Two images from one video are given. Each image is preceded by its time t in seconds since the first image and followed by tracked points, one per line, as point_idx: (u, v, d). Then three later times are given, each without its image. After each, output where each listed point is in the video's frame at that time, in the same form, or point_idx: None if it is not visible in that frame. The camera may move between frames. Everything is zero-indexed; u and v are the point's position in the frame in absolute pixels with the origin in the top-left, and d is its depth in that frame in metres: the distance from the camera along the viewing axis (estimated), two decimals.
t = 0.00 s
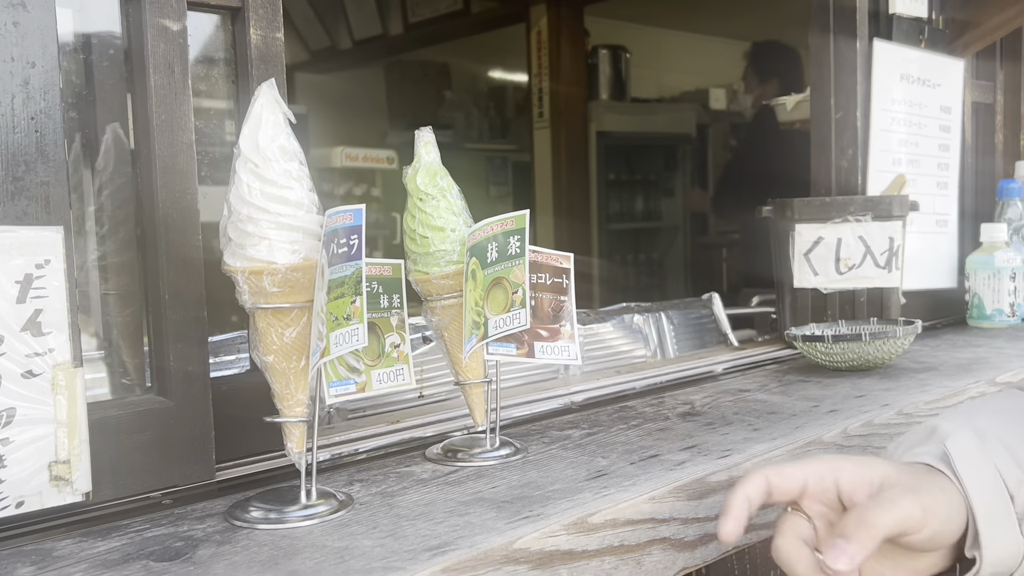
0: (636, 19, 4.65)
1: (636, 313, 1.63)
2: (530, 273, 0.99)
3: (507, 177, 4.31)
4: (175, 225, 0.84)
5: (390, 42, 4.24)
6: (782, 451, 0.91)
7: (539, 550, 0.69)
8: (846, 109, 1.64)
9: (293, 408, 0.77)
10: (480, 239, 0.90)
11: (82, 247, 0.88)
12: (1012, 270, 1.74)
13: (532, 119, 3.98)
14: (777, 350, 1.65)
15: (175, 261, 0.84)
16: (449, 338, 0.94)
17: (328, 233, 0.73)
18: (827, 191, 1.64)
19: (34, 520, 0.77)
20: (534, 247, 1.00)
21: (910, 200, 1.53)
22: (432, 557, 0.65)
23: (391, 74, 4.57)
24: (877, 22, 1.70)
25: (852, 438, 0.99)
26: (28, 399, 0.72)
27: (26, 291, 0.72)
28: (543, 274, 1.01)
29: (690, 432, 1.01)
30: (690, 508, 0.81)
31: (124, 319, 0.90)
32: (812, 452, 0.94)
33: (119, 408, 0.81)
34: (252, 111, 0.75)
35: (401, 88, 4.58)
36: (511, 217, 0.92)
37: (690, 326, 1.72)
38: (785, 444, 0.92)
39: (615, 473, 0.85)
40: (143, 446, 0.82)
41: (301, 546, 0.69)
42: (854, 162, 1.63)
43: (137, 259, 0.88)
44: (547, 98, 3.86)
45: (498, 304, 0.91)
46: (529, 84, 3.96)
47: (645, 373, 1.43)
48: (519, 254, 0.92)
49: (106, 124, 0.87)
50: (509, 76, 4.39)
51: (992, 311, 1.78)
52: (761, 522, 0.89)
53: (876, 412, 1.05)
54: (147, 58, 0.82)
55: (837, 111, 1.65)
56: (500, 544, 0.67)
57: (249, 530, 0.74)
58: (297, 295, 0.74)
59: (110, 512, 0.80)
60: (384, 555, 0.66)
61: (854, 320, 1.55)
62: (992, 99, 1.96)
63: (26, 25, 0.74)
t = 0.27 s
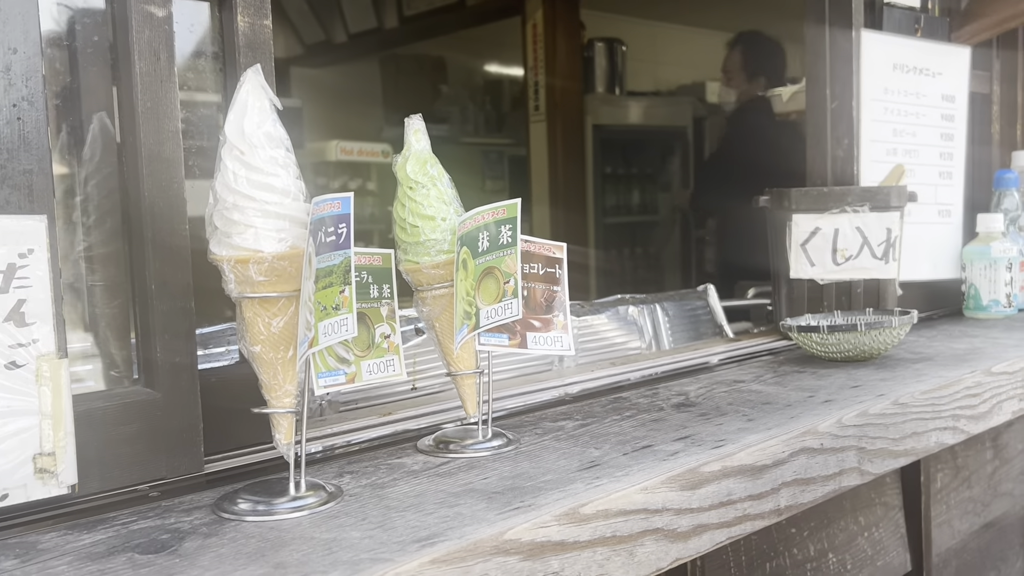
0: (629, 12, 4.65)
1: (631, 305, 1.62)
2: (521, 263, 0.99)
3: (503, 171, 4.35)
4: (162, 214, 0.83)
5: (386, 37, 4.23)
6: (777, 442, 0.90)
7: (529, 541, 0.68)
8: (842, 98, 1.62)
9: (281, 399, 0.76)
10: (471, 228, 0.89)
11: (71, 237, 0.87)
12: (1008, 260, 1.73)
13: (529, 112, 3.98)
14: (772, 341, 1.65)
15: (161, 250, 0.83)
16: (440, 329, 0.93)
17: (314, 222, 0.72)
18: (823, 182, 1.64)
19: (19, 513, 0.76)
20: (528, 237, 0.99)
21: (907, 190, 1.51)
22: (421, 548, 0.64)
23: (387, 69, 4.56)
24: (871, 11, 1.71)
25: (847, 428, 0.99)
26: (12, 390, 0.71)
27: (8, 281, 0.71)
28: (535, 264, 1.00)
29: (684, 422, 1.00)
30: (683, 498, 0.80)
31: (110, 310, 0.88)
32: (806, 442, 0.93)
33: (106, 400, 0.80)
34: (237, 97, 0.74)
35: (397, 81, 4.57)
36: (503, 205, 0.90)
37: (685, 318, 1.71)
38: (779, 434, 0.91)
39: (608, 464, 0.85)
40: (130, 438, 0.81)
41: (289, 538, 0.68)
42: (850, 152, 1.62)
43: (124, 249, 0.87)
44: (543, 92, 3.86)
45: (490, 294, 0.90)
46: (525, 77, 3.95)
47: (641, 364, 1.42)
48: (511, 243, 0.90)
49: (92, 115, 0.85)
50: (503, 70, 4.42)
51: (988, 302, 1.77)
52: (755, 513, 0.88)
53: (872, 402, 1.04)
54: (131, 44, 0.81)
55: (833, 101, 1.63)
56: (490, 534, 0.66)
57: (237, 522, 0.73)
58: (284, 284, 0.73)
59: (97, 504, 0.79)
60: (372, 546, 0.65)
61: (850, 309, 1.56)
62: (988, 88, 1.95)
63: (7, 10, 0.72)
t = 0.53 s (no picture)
0: (620, 6, 4.63)
1: (619, 300, 1.61)
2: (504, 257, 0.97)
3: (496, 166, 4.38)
4: (137, 208, 0.82)
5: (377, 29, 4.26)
6: (761, 436, 0.89)
7: (508, 537, 0.67)
8: (831, 90, 1.61)
9: (258, 395, 0.75)
10: (452, 222, 0.88)
11: (44, 233, 0.83)
12: (998, 253, 1.73)
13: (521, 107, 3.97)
14: (761, 335, 1.64)
15: (136, 244, 0.82)
16: (422, 324, 0.92)
17: (290, 215, 0.71)
18: (812, 173, 1.62)
19: None
20: (510, 231, 0.98)
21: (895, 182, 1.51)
22: (397, 545, 0.63)
23: (379, 64, 4.51)
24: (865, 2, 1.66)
25: (833, 422, 0.98)
26: None
27: None
28: (518, 258, 0.99)
29: (670, 416, 1.00)
30: (665, 493, 0.80)
31: (87, 307, 0.85)
32: (791, 436, 0.93)
33: (81, 397, 0.79)
34: (211, 89, 0.72)
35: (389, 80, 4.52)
36: (485, 198, 0.89)
37: (674, 312, 1.70)
38: (763, 428, 0.91)
39: (590, 459, 0.84)
40: (106, 435, 0.80)
41: (264, 535, 0.67)
42: (839, 145, 1.61)
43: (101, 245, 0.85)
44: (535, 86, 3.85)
45: (472, 289, 0.89)
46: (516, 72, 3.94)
47: (629, 359, 1.41)
48: (493, 236, 0.89)
49: (68, 111, 0.83)
50: (498, 65, 4.31)
51: (977, 294, 1.76)
52: (740, 507, 0.87)
53: (858, 395, 1.04)
54: (103, 36, 0.79)
55: (822, 94, 1.62)
56: (467, 531, 0.65)
57: (213, 520, 0.72)
58: (260, 278, 0.73)
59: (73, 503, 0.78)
60: (348, 544, 0.64)
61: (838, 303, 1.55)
62: (978, 81, 1.94)
63: None
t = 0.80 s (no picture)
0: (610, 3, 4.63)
1: (604, 296, 1.61)
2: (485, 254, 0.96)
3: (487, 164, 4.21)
4: (111, 205, 0.81)
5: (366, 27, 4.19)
6: (742, 433, 0.89)
7: (484, 537, 0.67)
8: (815, 87, 1.61)
9: (233, 395, 0.74)
10: (430, 219, 0.87)
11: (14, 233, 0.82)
12: (983, 248, 1.73)
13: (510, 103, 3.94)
14: (747, 331, 1.64)
15: (111, 242, 0.81)
16: (401, 322, 0.92)
17: (262, 212, 0.70)
18: (797, 169, 1.62)
19: None
20: (490, 228, 0.97)
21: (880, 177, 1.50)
22: (371, 546, 0.62)
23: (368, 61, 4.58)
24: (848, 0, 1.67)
25: (815, 418, 0.98)
26: None
27: None
28: (501, 255, 0.98)
29: (651, 414, 0.99)
30: (645, 491, 0.79)
31: (63, 306, 0.84)
32: (773, 433, 0.92)
33: (54, 397, 0.78)
34: (182, 85, 0.72)
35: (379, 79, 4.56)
36: (464, 195, 0.89)
37: (660, 309, 1.70)
38: (745, 425, 0.90)
39: (570, 457, 0.83)
40: (81, 436, 0.79)
41: (237, 537, 0.67)
42: (824, 141, 1.61)
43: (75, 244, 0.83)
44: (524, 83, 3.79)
45: (452, 287, 0.89)
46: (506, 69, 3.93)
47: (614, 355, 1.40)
48: (473, 233, 0.89)
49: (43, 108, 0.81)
50: (489, 61, 4.36)
51: (963, 290, 1.77)
52: (721, 505, 0.87)
53: (841, 391, 1.04)
54: (75, 30, 0.78)
55: (807, 90, 1.62)
56: (443, 531, 0.65)
57: (187, 521, 0.71)
58: (232, 277, 0.72)
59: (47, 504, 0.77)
60: (322, 545, 0.63)
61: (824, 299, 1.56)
62: (963, 76, 1.94)
63: None
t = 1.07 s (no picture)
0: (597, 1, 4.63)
1: (586, 296, 1.60)
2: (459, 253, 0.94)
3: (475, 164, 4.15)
4: (76, 205, 0.79)
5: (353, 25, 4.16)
6: (718, 432, 0.88)
7: (453, 540, 0.66)
8: (797, 85, 1.60)
9: (200, 398, 0.73)
10: (402, 219, 0.86)
11: None
12: (964, 245, 1.73)
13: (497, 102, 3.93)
14: (728, 329, 1.64)
15: (76, 242, 0.80)
16: (374, 323, 0.91)
17: (227, 213, 0.69)
18: (779, 168, 1.62)
19: None
20: (466, 227, 0.96)
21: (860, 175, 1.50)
22: (336, 551, 0.61)
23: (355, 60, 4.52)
24: None
25: (792, 417, 0.97)
26: None
27: None
28: (477, 255, 0.96)
29: (628, 414, 0.99)
30: (618, 492, 0.79)
31: (31, 309, 0.82)
32: (749, 433, 0.92)
33: (20, 401, 0.77)
34: (146, 84, 0.71)
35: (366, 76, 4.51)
36: (438, 194, 0.88)
37: (641, 307, 1.69)
38: (720, 425, 0.90)
39: (543, 458, 0.83)
40: (47, 440, 0.78)
41: (202, 542, 0.66)
42: (804, 140, 1.61)
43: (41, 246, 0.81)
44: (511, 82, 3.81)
45: (425, 287, 0.88)
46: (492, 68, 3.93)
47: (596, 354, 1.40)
48: (447, 233, 0.88)
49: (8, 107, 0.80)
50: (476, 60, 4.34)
51: (944, 288, 1.77)
52: (696, 505, 0.86)
53: (818, 390, 1.03)
54: (38, 26, 0.77)
55: (788, 87, 1.62)
56: (410, 535, 0.64)
57: (153, 526, 0.70)
58: (198, 278, 0.71)
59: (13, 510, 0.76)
60: (287, 549, 0.63)
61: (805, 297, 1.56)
62: (946, 75, 1.95)
63: None
